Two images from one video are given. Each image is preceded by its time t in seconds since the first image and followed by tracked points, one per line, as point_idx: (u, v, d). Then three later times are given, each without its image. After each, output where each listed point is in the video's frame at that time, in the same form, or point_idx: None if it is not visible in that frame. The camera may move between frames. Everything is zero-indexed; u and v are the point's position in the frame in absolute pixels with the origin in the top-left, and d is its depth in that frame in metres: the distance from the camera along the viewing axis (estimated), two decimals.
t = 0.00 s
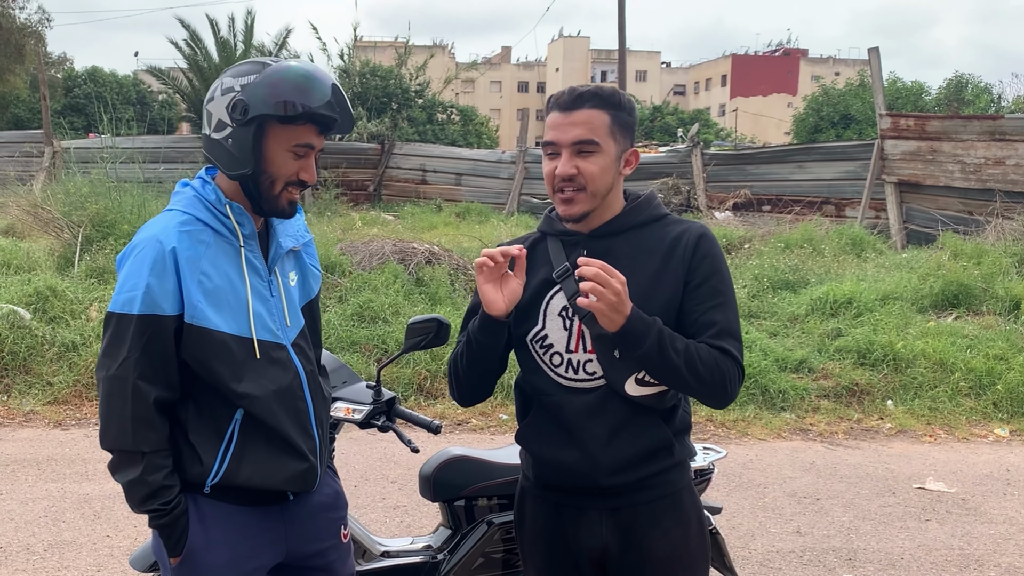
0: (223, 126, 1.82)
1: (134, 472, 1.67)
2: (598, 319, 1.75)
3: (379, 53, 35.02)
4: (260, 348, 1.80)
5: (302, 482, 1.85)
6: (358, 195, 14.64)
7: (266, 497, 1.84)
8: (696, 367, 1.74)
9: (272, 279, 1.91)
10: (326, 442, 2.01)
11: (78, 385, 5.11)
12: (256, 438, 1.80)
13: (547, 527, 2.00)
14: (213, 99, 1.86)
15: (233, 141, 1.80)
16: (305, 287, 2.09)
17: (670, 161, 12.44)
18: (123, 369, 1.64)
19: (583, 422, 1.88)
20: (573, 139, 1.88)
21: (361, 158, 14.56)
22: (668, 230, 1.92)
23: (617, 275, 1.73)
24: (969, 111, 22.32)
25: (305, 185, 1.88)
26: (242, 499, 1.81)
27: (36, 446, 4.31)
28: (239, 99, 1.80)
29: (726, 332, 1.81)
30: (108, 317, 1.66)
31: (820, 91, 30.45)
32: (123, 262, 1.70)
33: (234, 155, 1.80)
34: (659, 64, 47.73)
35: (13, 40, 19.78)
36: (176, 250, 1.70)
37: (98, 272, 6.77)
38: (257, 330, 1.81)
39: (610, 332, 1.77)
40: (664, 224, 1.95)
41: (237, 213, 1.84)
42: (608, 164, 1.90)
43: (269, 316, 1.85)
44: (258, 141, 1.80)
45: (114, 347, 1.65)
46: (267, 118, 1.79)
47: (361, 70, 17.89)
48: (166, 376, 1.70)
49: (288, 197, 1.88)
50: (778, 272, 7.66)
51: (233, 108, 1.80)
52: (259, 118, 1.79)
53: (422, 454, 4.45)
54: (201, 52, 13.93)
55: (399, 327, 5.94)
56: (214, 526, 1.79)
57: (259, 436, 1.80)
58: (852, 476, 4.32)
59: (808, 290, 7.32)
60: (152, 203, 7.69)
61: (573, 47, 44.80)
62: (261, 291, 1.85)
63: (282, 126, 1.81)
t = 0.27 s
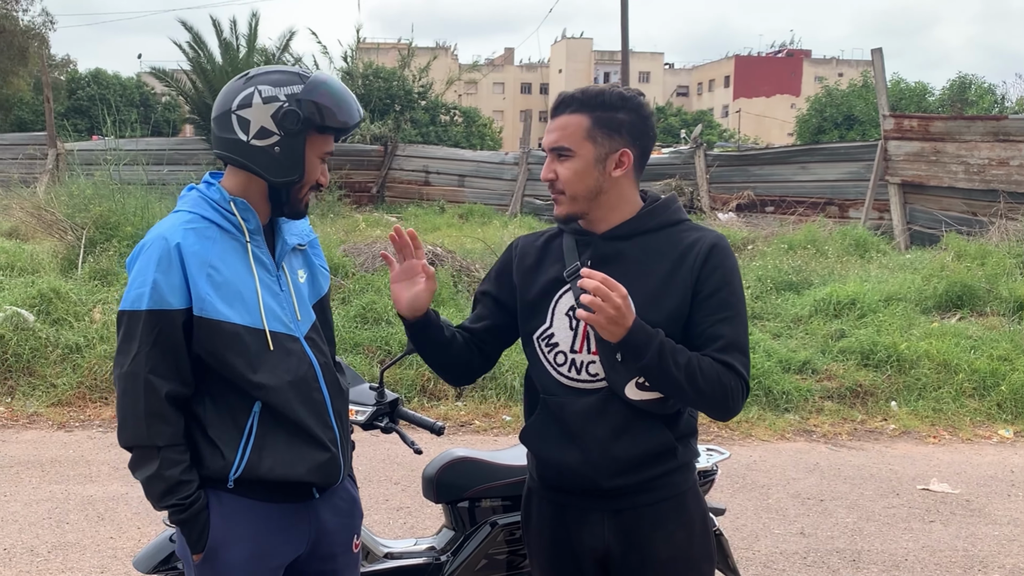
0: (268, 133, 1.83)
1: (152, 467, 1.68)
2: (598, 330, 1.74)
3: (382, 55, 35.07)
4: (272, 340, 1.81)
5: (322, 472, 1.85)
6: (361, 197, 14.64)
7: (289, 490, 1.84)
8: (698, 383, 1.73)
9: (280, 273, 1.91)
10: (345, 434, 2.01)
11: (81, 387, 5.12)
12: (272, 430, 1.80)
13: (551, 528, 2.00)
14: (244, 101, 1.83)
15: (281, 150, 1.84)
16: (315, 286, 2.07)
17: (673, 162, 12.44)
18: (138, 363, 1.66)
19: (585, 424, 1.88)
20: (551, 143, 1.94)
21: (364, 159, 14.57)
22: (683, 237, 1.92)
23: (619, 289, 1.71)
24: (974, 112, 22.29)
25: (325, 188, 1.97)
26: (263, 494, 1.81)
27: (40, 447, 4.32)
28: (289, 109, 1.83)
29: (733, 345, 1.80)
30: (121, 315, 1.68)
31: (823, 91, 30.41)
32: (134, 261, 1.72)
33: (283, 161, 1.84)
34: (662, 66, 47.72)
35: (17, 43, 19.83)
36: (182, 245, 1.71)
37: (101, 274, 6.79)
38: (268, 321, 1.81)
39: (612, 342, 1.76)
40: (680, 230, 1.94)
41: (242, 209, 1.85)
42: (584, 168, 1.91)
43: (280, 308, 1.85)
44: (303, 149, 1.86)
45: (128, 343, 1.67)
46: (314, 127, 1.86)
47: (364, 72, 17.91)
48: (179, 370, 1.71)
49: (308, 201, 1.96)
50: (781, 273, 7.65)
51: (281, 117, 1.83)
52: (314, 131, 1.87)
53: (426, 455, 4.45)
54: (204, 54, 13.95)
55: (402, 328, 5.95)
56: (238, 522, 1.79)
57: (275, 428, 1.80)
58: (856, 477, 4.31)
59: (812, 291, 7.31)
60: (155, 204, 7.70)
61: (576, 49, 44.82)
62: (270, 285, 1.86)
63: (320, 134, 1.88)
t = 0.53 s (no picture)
0: (279, 127, 1.84)
1: (186, 457, 1.67)
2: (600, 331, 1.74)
3: (386, 55, 35.10)
4: (298, 332, 1.82)
5: (346, 463, 1.86)
6: (365, 198, 14.64)
7: (313, 484, 1.84)
8: (701, 384, 1.72)
9: (300, 270, 1.94)
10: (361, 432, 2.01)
11: (85, 387, 5.12)
12: (299, 421, 1.80)
13: (554, 529, 2.00)
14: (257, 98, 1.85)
15: (293, 142, 1.85)
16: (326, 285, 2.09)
17: (677, 162, 12.42)
18: (176, 350, 1.66)
19: (588, 424, 1.87)
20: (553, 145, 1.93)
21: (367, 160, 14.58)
22: (689, 238, 1.91)
23: (621, 290, 1.70)
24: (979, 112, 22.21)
25: (339, 180, 1.99)
26: (289, 488, 1.81)
27: (44, 447, 4.33)
28: (298, 101, 1.85)
29: (738, 347, 1.79)
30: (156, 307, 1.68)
31: (827, 92, 30.34)
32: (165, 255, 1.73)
33: (294, 153, 1.85)
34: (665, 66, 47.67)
35: (20, 44, 19.88)
36: (216, 235, 1.73)
37: (105, 275, 6.80)
38: (294, 314, 1.83)
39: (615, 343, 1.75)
40: (688, 230, 1.93)
41: (267, 205, 1.88)
42: (584, 169, 1.90)
43: (303, 301, 1.87)
44: (315, 141, 1.87)
45: (166, 332, 1.67)
46: (324, 119, 1.87)
47: (368, 72, 17.91)
48: (213, 359, 1.71)
49: (325, 194, 1.97)
50: (785, 274, 7.63)
51: (292, 110, 1.84)
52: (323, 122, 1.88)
53: (429, 456, 4.45)
54: (208, 55, 13.97)
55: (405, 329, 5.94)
56: (264, 515, 1.78)
57: (301, 419, 1.81)
58: (861, 477, 4.30)
59: (816, 291, 7.29)
60: (159, 205, 7.72)
61: (579, 49, 44.80)
62: (293, 280, 1.88)
63: (330, 127, 1.89)
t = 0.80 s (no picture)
0: (268, 121, 1.87)
1: (193, 447, 1.67)
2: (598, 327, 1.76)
3: (389, 53, 35.11)
4: (305, 328, 1.82)
5: (350, 460, 1.85)
6: (368, 197, 14.64)
7: (316, 480, 1.84)
8: (697, 379, 1.72)
9: (309, 269, 1.95)
10: (367, 431, 2.00)
11: (88, 385, 5.13)
12: (305, 416, 1.81)
13: (554, 528, 1.99)
14: (252, 100, 1.90)
15: (284, 133, 1.86)
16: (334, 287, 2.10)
17: (680, 161, 12.40)
18: (189, 340, 1.66)
19: (589, 423, 1.87)
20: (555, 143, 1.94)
21: (370, 159, 14.58)
22: (691, 236, 1.90)
23: (619, 287, 1.73)
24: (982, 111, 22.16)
25: (346, 170, 1.97)
26: (291, 483, 1.80)
27: (47, 446, 4.34)
28: (286, 93, 1.87)
29: (739, 345, 1.78)
30: (166, 296, 1.69)
31: (830, 91, 30.28)
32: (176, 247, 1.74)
33: (286, 143, 1.86)
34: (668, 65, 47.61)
35: (24, 43, 19.92)
36: (227, 229, 1.75)
37: (108, 273, 6.81)
38: (301, 310, 1.83)
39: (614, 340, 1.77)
40: (690, 228, 1.93)
41: (278, 202, 1.90)
42: (586, 167, 1.89)
43: (309, 299, 1.88)
44: (307, 129, 1.88)
45: (178, 321, 1.67)
46: (313, 107, 1.88)
47: (371, 71, 17.92)
48: (223, 351, 1.71)
49: (331, 182, 1.96)
50: (788, 273, 7.62)
51: (280, 102, 1.86)
52: (313, 109, 1.87)
53: (431, 454, 4.45)
54: (211, 53, 13.99)
55: (407, 327, 5.94)
56: (267, 508, 1.78)
57: (306, 414, 1.81)
58: (863, 477, 4.29)
59: (819, 290, 7.27)
60: (162, 204, 7.73)
61: (582, 48, 44.76)
62: (301, 277, 1.89)
63: (323, 115, 1.90)
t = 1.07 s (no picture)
0: (264, 119, 1.89)
1: (188, 439, 1.68)
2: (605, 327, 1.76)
3: (391, 52, 35.10)
4: (305, 324, 1.82)
5: (348, 457, 1.85)
6: (370, 195, 14.64)
7: (313, 476, 1.83)
8: (704, 379, 1.73)
9: (313, 267, 1.94)
10: (369, 428, 2.00)
11: (90, 383, 5.13)
12: (302, 412, 1.80)
13: (557, 527, 1.99)
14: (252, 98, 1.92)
15: (279, 132, 1.87)
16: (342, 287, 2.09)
17: (682, 159, 12.39)
18: (184, 333, 1.67)
19: (593, 422, 1.87)
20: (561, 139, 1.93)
21: (372, 157, 14.57)
22: (696, 235, 1.90)
23: (626, 287, 1.73)
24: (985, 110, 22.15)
25: (344, 164, 1.96)
26: (290, 479, 1.80)
27: (49, 443, 4.34)
28: (280, 91, 1.87)
29: (743, 344, 1.79)
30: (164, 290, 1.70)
31: (833, 89, 30.23)
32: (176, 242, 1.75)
33: (279, 141, 1.87)
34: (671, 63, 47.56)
35: (26, 40, 19.93)
36: (227, 225, 1.76)
37: (110, 271, 6.81)
38: (301, 307, 1.82)
39: (620, 339, 1.76)
40: (695, 227, 1.92)
41: (282, 201, 1.90)
42: (592, 164, 1.89)
43: (312, 297, 1.87)
44: (300, 125, 1.88)
45: (174, 315, 1.68)
46: (307, 102, 1.87)
47: (373, 69, 17.92)
48: (220, 345, 1.72)
49: (329, 176, 1.94)
50: (791, 272, 7.61)
51: (274, 101, 1.87)
52: (306, 106, 1.87)
53: (433, 453, 4.45)
54: (214, 51, 13.99)
55: (409, 326, 5.95)
56: (264, 503, 1.78)
57: (303, 410, 1.80)
58: (865, 475, 4.28)
59: (821, 289, 7.26)
60: (164, 202, 7.73)
61: (585, 46, 44.71)
62: (304, 275, 1.88)
63: (318, 110, 1.89)
